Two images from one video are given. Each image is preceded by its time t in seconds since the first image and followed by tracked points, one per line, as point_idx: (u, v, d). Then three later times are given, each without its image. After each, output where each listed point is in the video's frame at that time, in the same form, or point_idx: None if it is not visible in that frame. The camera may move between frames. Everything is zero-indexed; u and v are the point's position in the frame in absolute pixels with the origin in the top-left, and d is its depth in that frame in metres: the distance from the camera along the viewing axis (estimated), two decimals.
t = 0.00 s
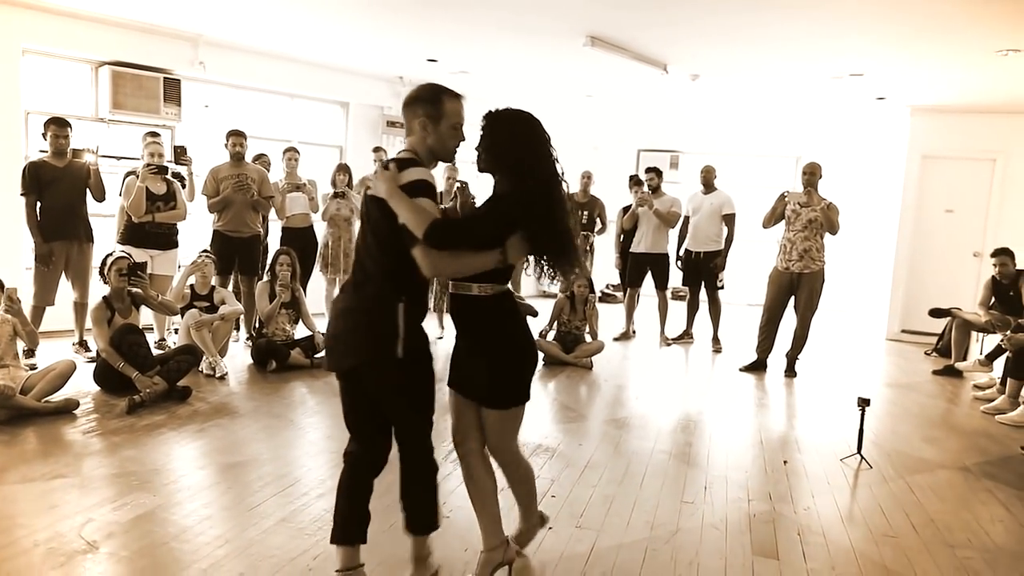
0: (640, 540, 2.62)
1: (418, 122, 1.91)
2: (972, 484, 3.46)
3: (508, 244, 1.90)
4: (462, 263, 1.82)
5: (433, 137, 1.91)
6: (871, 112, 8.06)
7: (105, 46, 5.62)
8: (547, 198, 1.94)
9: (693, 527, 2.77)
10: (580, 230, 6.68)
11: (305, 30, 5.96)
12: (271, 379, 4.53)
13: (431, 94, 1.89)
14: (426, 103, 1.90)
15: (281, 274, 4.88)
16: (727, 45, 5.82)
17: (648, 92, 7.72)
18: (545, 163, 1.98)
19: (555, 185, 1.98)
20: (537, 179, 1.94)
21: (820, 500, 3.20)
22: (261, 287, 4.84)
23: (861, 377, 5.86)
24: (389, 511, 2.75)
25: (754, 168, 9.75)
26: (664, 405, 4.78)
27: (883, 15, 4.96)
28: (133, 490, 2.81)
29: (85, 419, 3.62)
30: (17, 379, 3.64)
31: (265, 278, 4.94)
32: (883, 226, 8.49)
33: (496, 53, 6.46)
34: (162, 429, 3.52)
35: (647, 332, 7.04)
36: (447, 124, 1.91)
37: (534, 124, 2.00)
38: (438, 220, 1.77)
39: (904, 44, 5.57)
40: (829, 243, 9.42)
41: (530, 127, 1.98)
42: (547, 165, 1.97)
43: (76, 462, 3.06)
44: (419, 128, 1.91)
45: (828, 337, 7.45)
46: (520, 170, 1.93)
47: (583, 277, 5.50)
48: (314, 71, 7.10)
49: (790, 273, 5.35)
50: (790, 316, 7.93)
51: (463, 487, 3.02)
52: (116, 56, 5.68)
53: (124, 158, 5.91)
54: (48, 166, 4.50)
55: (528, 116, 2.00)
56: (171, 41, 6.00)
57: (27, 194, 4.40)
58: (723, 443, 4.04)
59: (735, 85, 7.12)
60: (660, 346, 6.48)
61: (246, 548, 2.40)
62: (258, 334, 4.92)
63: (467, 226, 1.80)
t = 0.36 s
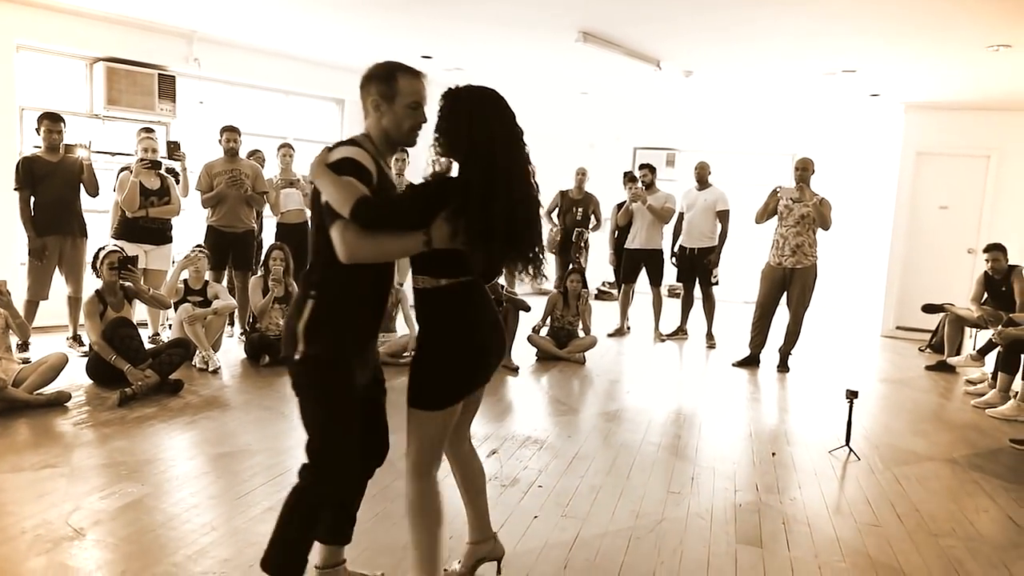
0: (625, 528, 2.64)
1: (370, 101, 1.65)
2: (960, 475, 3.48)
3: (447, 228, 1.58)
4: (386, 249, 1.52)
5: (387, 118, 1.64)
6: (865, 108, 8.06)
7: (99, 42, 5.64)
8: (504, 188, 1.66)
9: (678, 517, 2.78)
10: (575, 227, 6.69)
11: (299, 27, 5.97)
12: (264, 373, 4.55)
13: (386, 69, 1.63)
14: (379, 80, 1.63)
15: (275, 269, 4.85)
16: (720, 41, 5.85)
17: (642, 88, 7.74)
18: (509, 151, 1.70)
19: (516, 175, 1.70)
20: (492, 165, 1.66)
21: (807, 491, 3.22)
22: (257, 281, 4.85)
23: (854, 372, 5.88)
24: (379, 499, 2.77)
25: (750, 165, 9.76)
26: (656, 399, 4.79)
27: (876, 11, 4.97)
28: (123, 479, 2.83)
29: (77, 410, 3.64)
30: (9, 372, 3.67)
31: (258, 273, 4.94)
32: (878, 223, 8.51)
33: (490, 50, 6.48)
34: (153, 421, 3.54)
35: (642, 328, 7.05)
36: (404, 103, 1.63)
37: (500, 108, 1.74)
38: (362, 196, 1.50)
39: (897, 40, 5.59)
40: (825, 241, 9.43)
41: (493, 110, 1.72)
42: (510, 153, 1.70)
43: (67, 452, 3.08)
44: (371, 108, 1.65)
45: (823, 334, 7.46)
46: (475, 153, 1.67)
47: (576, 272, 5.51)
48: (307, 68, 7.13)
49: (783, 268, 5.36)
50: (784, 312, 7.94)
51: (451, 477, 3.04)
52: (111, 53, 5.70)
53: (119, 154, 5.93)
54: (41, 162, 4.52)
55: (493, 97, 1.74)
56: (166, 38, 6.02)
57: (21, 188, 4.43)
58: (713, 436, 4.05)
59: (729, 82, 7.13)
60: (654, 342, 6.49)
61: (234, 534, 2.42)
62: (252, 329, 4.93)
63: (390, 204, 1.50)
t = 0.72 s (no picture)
0: (628, 519, 2.68)
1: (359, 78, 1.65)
2: (965, 472, 3.48)
3: (400, 215, 1.55)
4: (328, 235, 1.53)
5: (359, 96, 1.59)
6: (875, 108, 8.04)
7: (115, 42, 5.73)
8: (462, 172, 1.53)
9: (681, 509, 2.81)
10: (584, 226, 6.71)
11: (311, 26, 6.04)
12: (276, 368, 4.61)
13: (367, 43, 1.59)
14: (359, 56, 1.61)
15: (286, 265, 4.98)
16: (728, 41, 5.86)
17: (651, 88, 7.76)
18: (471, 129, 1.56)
19: (475, 154, 1.54)
20: (445, 146, 1.52)
21: (812, 486, 3.24)
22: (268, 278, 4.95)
23: (862, 371, 5.88)
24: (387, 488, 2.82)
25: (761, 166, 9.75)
26: (663, 396, 4.81)
27: (884, 10, 4.96)
28: (136, 467, 2.89)
29: (92, 402, 3.71)
30: (26, 363, 3.75)
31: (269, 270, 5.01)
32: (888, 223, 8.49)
33: (499, 50, 6.54)
34: (166, 412, 3.61)
35: (651, 328, 7.06)
36: (377, 81, 1.57)
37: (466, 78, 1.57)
38: (301, 179, 1.49)
39: (907, 39, 5.58)
40: (835, 241, 9.41)
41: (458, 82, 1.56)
42: (474, 132, 1.54)
43: (82, 442, 3.14)
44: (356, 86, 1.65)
45: (832, 334, 7.45)
46: (429, 132, 1.52)
47: (584, 270, 5.53)
48: (318, 67, 7.20)
49: (790, 267, 5.38)
50: (793, 312, 7.94)
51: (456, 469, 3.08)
52: (127, 53, 5.78)
53: (133, 152, 6.01)
54: (58, 159, 4.60)
55: (459, 67, 1.57)
56: (180, 38, 6.11)
57: (38, 185, 4.51)
58: (719, 433, 4.07)
59: (737, 81, 7.14)
60: (662, 341, 6.51)
61: (244, 521, 2.47)
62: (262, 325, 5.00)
63: (329, 186, 1.47)
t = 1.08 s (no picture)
0: (658, 512, 2.75)
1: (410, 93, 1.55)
2: (994, 474, 3.48)
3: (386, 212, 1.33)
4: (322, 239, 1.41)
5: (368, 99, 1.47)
6: (906, 110, 7.98)
7: (157, 47, 5.91)
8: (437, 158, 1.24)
9: (709, 505, 2.87)
10: (611, 227, 6.76)
11: (343, 30, 6.16)
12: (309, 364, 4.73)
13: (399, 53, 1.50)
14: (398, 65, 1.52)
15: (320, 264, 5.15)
16: (756, 44, 5.90)
17: (679, 91, 7.81)
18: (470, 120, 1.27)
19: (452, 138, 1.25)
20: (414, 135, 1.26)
21: (840, 486, 3.26)
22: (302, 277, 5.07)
23: (890, 374, 5.87)
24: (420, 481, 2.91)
25: (789, 168, 9.72)
26: (689, 397, 4.85)
27: (913, 11, 4.96)
28: (179, 456, 3.01)
29: (136, 394, 3.84)
30: (75, 355, 3.92)
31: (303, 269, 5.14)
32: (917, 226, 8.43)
33: (528, 53, 6.63)
34: (207, 405, 3.73)
35: (677, 329, 7.09)
36: (381, 79, 1.43)
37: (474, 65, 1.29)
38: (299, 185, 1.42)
39: (938, 41, 5.57)
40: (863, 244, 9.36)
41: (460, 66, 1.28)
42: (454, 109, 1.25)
43: (127, 432, 3.27)
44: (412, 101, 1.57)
45: (860, 336, 7.42)
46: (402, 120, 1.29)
47: (612, 270, 5.59)
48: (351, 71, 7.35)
49: (818, 270, 5.39)
50: (820, 314, 7.92)
51: (488, 463, 3.16)
52: (167, 57, 5.96)
53: (173, 153, 6.18)
54: (102, 160, 4.77)
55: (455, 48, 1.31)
56: (218, 43, 6.28)
57: (84, 186, 4.69)
58: (746, 432, 4.10)
59: (765, 84, 7.15)
60: (688, 342, 6.54)
61: (289, 507, 2.59)
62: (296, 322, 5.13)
63: (326, 189, 1.39)
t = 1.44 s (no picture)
0: (674, 509, 2.85)
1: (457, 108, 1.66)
2: (1000, 475, 3.58)
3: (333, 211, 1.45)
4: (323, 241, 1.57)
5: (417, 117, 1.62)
6: (914, 116, 8.06)
7: (179, 54, 6.04)
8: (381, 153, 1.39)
9: (723, 502, 2.98)
10: (622, 231, 6.86)
11: (360, 37, 6.28)
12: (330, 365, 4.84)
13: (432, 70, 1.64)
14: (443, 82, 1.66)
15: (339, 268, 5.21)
16: (766, 51, 5.99)
17: (689, 97, 7.90)
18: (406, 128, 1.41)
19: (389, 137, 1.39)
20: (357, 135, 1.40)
21: (850, 485, 3.36)
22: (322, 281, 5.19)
23: (898, 377, 5.95)
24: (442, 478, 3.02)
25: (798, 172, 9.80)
26: (700, 398, 4.95)
27: (921, 20, 5.04)
28: (211, 455, 3.13)
29: (165, 394, 3.97)
30: (106, 356, 4.05)
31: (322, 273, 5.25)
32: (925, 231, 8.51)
33: (541, 61, 6.75)
34: (233, 405, 3.85)
35: (687, 331, 7.19)
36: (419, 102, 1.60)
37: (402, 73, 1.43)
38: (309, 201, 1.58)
39: (947, 48, 5.63)
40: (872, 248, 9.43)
41: (391, 76, 1.42)
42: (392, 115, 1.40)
43: (159, 430, 3.40)
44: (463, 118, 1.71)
45: (868, 339, 7.50)
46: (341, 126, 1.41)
47: (624, 274, 5.69)
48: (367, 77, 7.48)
49: (827, 274, 5.48)
50: (829, 317, 8.01)
51: (508, 462, 3.27)
52: (189, 65, 6.10)
53: (194, 159, 6.33)
54: (129, 166, 4.92)
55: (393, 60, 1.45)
56: (238, 50, 6.42)
57: (112, 191, 4.82)
58: (757, 433, 4.20)
59: (775, 90, 7.24)
60: (699, 344, 6.64)
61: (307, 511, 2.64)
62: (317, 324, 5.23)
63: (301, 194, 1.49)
